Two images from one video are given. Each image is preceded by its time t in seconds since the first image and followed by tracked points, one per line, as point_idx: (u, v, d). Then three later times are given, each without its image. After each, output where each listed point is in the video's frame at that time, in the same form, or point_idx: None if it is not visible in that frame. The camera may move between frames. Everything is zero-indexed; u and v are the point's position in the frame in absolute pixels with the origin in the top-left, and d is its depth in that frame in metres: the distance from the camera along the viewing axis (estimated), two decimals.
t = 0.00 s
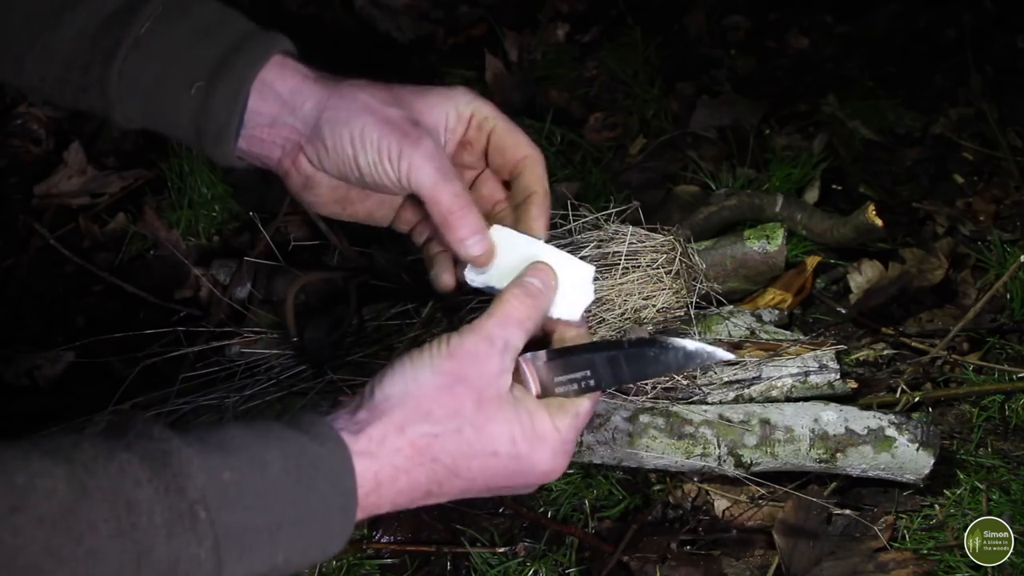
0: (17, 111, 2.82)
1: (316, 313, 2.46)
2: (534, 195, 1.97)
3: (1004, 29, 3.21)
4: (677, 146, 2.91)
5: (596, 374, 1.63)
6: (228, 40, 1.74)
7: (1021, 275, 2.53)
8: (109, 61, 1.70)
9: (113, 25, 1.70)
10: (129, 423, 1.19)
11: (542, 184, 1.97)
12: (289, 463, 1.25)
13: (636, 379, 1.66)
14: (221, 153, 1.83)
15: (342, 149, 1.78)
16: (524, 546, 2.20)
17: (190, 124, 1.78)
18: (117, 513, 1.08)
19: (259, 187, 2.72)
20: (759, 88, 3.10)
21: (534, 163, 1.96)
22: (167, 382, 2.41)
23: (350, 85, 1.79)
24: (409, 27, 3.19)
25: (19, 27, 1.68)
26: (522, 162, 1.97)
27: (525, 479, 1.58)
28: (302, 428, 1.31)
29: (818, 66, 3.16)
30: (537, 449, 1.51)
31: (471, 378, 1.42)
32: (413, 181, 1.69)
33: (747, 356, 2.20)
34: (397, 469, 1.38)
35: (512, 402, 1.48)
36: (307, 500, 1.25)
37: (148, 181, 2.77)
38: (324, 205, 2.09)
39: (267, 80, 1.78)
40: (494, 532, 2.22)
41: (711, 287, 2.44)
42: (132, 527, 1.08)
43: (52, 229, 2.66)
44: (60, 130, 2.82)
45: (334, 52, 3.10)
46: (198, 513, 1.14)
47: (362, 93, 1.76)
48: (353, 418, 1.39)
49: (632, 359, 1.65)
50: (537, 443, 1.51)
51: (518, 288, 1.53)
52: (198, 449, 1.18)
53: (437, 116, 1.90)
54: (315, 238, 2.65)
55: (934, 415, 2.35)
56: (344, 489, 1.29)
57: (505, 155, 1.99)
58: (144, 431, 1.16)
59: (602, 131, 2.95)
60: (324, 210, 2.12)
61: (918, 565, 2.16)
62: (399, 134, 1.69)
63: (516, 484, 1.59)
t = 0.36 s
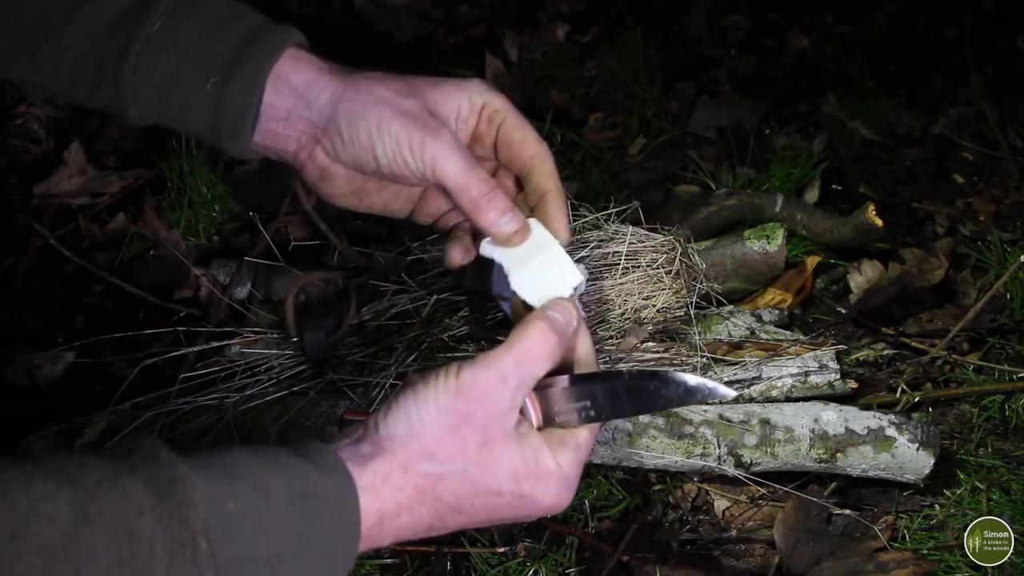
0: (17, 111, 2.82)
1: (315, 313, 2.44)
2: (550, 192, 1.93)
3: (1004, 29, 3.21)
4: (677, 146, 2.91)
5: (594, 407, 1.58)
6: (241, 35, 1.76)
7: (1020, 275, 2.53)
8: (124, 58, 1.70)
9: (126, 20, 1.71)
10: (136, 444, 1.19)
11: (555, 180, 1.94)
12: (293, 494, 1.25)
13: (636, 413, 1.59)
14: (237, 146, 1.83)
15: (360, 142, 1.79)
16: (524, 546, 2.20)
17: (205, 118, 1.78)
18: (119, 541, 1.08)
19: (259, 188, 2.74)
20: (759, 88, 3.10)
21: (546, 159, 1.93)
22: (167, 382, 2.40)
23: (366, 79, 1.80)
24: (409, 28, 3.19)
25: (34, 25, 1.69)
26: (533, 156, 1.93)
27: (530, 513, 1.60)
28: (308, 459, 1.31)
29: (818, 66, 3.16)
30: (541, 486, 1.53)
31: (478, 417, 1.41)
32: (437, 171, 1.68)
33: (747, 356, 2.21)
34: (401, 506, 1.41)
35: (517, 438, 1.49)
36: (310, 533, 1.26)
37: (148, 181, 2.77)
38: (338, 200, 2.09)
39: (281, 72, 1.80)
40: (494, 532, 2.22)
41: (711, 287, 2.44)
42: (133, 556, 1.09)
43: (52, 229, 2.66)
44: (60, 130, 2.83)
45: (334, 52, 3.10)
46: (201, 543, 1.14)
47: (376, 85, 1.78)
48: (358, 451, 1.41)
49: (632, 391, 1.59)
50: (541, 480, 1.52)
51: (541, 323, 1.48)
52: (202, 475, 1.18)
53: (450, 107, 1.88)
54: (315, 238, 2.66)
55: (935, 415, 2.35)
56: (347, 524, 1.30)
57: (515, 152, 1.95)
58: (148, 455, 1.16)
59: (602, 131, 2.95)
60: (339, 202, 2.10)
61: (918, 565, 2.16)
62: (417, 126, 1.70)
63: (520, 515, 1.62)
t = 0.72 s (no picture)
0: (17, 112, 2.83)
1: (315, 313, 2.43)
2: (572, 200, 1.95)
3: (1004, 29, 3.21)
4: (677, 146, 2.91)
5: (597, 406, 1.57)
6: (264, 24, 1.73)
7: (1021, 275, 2.53)
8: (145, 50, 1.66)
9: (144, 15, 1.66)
10: (138, 455, 1.19)
11: (577, 188, 1.95)
12: (295, 510, 1.24)
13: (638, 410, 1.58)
14: (260, 140, 1.81)
15: (383, 137, 1.80)
16: (524, 546, 2.20)
17: (226, 110, 1.76)
18: (116, 558, 1.08)
19: (259, 189, 2.76)
20: (759, 88, 3.10)
21: (571, 166, 1.94)
22: (167, 382, 2.40)
23: (391, 74, 1.80)
24: (409, 28, 3.20)
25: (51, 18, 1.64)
26: (557, 163, 1.95)
27: (541, 518, 1.56)
28: (311, 471, 1.30)
29: (817, 66, 3.16)
30: (549, 488, 1.49)
31: (477, 420, 1.40)
32: (459, 173, 1.71)
33: (747, 356, 2.21)
34: (405, 515, 1.38)
35: (522, 441, 1.45)
36: (312, 548, 1.24)
37: (148, 181, 2.77)
38: (358, 191, 2.09)
39: (306, 64, 1.78)
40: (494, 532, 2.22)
41: (711, 287, 2.44)
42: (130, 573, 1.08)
43: (52, 229, 2.66)
44: (60, 130, 2.83)
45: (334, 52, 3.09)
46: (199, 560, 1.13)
47: (404, 82, 1.78)
48: (359, 462, 1.40)
49: (633, 387, 1.57)
50: (549, 483, 1.49)
51: (526, 318, 1.48)
52: (204, 490, 1.17)
53: (476, 106, 1.88)
54: (315, 239, 2.66)
55: (935, 415, 2.35)
56: (348, 540, 1.27)
57: (541, 158, 1.97)
58: (150, 468, 1.16)
59: (602, 131, 2.95)
60: (359, 195, 2.11)
61: (918, 565, 2.15)
62: (443, 129, 1.72)
63: (531, 522, 1.58)
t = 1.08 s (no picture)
0: (17, 111, 2.83)
1: (316, 314, 2.45)
2: (574, 210, 1.98)
3: (1004, 29, 3.21)
4: (677, 146, 2.91)
5: (596, 375, 1.57)
6: (268, 23, 1.73)
7: (1020, 275, 2.53)
8: (149, 49, 1.67)
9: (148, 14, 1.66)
10: (133, 446, 1.18)
11: (581, 199, 1.98)
12: (292, 491, 1.23)
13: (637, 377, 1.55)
14: (263, 138, 1.80)
15: (389, 137, 1.80)
16: (524, 546, 2.20)
17: (231, 109, 1.75)
18: (114, 544, 1.07)
19: (260, 189, 2.76)
20: (759, 88, 3.10)
21: (575, 178, 1.97)
22: (167, 381, 2.40)
23: (397, 75, 1.80)
24: (409, 28, 3.20)
25: (56, 17, 1.65)
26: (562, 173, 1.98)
27: (542, 493, 1.53)
28: (309, 454, 1.29)
29: (817, 66, 3.16)
30: (550, 461, 1.47)
31: (473, 394, 1.39)
32: (466, 176, 1.73)
33: (747, 356, 2.21)
34: (404, 490, 1.36)
35: (519, 414, 1.44)
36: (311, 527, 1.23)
37: (148, 181, 2.77)
38: (362, 191, 2.08)
39: (313, 62, 1.78)
40: (494, 532, 2.22)
41: (711, 287, 2.44)
42: (129, 559, 1.07)
43: (52, 229, 2.66)
44: (60, 130, 2.83)
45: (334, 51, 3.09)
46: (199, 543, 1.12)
47: (411, 81, 1.79)
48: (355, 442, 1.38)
49: (630, 354, 1.55)
50: (550, 455, 1.47)
51: (522, 297, 1.48)
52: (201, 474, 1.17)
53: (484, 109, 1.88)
54: (315, 239, 2.66)
55: (935, 416, 2.35)
56: (348, 519, 1.27)
57: (546, 166, 1.99)
58: (146, 455, 1.14)
59: (602, 131, 2.95)
60: (363, 194, 2.10)
61: (918, 565, 2.16)
62: (451, 131, 1.73)
63: (533, 498, 1.55)
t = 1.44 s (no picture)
0: (18, 112, 2.83)
1: (315, 314, 2.45)
2: (532, 211, 1.77)
3: (1004, 29, 3.22)
4: (677, 146, 2.91)
5: (585, 323, 1.47)
6: (233, 37, 1.71)
7: (1020, 275, 2.53)
8: (119, 67, 1.67)
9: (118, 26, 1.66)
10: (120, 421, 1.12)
11: (538, 201, 1.76)
12: (282, 447, 1.16)
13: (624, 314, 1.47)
14: (237, 149, 1.84)
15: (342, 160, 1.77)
16: (524, 546, 2.20)
17: (201, 125, 1.77)
18: (103, 512, 1.01)
19: (260, 189, 2.77)
20: (759, 88, 3.10)
21: (528, 177, 1.76)
22: (168, 382, 2.40)
23: (345, 91, 1.73)
24: (409, 28, 3.20)
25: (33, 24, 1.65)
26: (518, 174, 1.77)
27: (538, 441, 1.40)
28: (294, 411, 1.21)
29: (817, 66, 3.16)
30: (541, 406, 1.35)
31: (453, 339, 1.30)
32: (411, 193, 1.67)
33: (747, 356, 2.25)
34: (383, 435, 1.23)
35: (506, 360, 1.33)
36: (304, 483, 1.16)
37: (148, 181, 2.77)
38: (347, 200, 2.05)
39: (267, 88, 1.75)
40: (494, 532, 2.22)
41: (711, 287, 2.44)
42: (118, 524, 1.01)
43: (52, 229, 2.66)
44: (60, 130, 2.83)
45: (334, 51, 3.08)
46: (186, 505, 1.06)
47: (356, 97, 1.70)
48: (335, 401, 1.28)
49: (613, 294, 1.43)
50: (541, 394, 1.35)
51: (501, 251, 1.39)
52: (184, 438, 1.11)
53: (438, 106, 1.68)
54: (313, 239, 2.65)
55: (934, 415, 2.35)
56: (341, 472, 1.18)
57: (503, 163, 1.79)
58: (128, 423, 1.09)
59: (602, 131, 2.95)
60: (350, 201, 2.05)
61: (918, 565, 2.16)
62: (393, 151, 1.65)
63: (531, 450, 1.41)
